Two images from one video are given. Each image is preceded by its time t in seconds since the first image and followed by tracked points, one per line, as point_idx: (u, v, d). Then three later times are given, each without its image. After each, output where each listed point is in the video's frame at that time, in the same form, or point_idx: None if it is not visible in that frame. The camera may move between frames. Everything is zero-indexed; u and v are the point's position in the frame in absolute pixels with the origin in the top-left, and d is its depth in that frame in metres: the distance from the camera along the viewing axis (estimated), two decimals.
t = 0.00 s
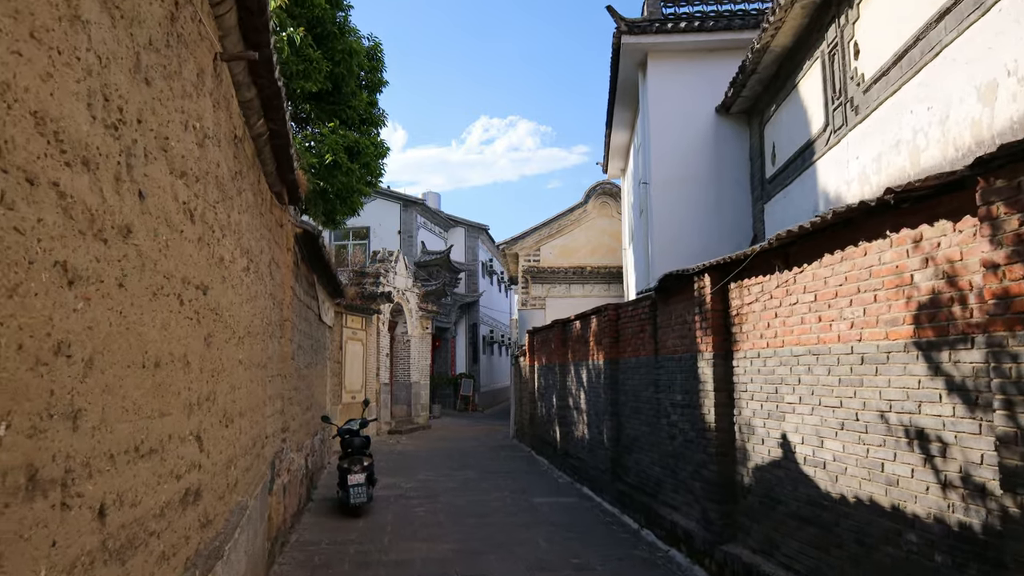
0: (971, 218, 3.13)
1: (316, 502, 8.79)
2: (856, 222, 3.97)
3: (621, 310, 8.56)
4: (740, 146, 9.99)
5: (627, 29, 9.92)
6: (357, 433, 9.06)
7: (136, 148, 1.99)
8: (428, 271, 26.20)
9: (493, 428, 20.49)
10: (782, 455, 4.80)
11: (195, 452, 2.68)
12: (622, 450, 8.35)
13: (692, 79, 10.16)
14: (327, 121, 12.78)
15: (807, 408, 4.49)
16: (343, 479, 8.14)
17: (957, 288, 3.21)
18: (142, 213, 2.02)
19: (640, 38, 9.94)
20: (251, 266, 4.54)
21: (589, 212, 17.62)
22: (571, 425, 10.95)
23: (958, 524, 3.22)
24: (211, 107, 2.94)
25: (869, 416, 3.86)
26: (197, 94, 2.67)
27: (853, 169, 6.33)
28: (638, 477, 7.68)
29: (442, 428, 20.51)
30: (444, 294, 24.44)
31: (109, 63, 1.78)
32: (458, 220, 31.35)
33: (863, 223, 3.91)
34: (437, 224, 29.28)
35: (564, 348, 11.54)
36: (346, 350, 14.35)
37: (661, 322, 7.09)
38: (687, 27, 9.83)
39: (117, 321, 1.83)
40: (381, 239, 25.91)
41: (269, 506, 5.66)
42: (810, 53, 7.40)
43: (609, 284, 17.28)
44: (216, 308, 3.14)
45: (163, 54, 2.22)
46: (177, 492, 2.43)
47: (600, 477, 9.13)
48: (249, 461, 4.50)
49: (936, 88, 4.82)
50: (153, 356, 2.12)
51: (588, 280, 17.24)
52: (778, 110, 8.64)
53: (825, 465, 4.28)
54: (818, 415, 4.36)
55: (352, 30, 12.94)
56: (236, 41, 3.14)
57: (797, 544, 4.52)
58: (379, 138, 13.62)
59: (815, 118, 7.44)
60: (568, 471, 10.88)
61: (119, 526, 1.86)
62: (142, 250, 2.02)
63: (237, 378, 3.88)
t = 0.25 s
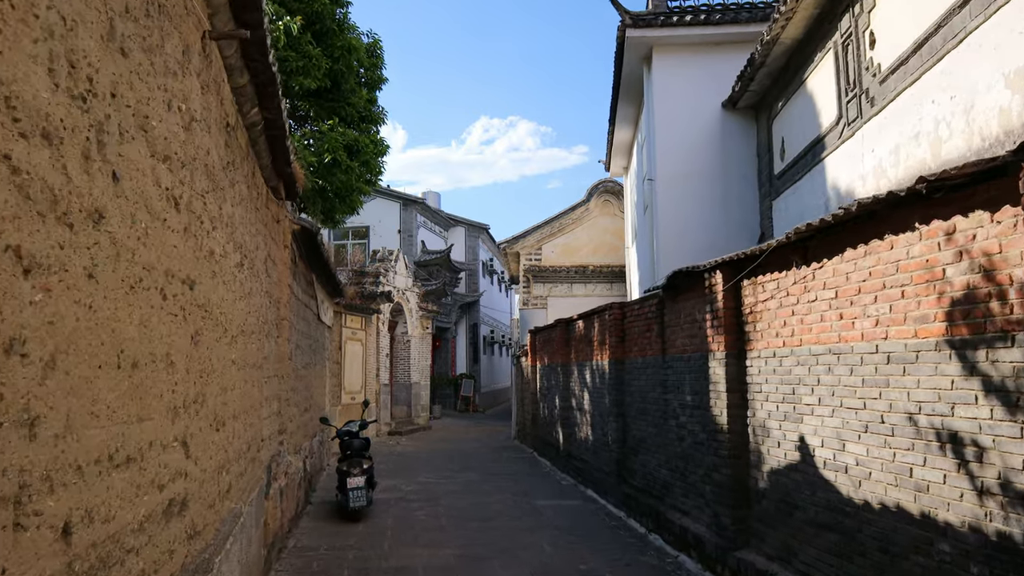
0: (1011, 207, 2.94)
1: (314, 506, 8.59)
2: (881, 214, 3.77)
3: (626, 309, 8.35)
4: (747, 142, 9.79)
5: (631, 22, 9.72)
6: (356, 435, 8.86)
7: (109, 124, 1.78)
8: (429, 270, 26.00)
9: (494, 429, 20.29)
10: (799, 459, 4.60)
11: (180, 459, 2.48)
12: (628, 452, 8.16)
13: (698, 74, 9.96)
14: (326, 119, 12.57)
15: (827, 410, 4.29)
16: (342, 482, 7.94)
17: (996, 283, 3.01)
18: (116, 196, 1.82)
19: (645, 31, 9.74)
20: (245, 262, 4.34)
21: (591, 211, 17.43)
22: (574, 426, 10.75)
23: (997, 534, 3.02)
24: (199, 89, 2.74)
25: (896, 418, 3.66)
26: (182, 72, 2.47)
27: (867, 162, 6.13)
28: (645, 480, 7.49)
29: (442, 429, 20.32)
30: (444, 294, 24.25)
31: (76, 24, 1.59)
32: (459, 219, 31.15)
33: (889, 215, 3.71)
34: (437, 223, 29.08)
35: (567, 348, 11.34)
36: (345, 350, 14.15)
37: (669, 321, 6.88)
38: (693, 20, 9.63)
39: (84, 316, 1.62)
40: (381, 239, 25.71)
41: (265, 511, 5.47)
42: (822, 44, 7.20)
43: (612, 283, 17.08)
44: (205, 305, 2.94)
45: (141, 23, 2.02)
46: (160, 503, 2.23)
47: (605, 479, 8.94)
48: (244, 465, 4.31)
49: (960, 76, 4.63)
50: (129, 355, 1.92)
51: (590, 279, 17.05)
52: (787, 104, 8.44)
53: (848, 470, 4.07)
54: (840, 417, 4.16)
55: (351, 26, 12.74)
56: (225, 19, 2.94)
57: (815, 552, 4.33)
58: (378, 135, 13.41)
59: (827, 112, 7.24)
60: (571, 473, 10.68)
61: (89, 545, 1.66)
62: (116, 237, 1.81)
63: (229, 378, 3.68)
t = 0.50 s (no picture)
0: None
1: (311, 508, 8.38)
2: (908, 201, 3.56)
3: (632, 306, 8.14)
4: (754, 136, 9.58)
5: (636, 13, 9.50)
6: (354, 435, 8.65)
7: (66, 80, 1.57)
8: (429, 269, 25.79)
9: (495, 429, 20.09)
10: (818, 461, 4.38)
11: (157, 461, 2.26)
12: (633, 453, 7.94)
13: (705, 66, 9.75)
14: (325, 115, 12.33)
15: (848, 408, 4.07)
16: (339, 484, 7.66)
17: None
18: (76, 164, 1.60)
19: (650, 22, 9.52)
20: (236, 252, 4.13)
21: (593, 208, 17.22)
22: (577, 426, 10.54)
23: None
24: (179, 59, 2.53)
25: (926, 417, 3.44)
26: (159, 37, 2.25)
27: (884, 152, 5.92)
28: (651, 481, 7.27)
29: (442, 429, 20.11)
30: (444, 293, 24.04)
31: None
32: (459, 218, 30.94)
33: (917, 202, 3.50)
34: (438, 222, 28.87)
35: (570, 347, 11.12)
36: (344, 349, 13.93)
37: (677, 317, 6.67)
38: (699, 11, 9.40)
39: (33, 298, 1.41)
40: (381, 237, 25.51)
41: (258, 513, 5.26)
42: (834, 32, 6.98)
43: (614, 282, 16.86)
44: (187, 295, 2.72)
45: None
46: (132, 511, 2.02)
47: (609, 480, 8.72)
48: (234, 466, 4.09)
49: (986, 59, 4.41)
50: (92, 346, 1.71)
51: (592, 277, 16.83)
52: (796, 96, 8.23)
53: (871, 472, 3.86)
54: (862, 416, 3.94)
55: (350, 20, 12.53)
56: None
57: (835, 558, 4.11)
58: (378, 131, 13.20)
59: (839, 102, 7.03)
60: (574, 474, 10.46)
61: (39, 562, 1.45)
62: (75, 211, 1.60)
63: (217, 375, 3.47)
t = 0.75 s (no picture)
0: None
1: (308, 513, 8.17)
2: (940, 195, 3.34)
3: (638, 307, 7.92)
4: (762, 133, 9.37)
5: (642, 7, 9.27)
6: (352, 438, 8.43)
7: (9, 46, 1.35)
8: (429, 269, 25.58)
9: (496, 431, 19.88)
10: (838, 470, 4.16)
11: (128, 479, 2.05)
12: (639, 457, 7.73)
13: (712, 61, 9.53)
14: (324, 112, 12.06)
15: (872, 415, 3.85)
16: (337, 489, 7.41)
17: None
18: (21, 144, 1.39)
19: (656, 16, 9.30)
20: (226, 249, 3.91)
21: (595, 207, 17.00)
22: (581, 429, 10.32)
23: None
24: (156, 37, 2.32)
25: (959, 426, 3.22)
26: (129, 7, 2.03)
27: (902, 147, 5.70)
28: (658, 487, 7.06)
29: (443, 430, 19.90)
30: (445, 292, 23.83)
31: None
32: (460, 217, 30.74)
33: (949, 196, 3.28)
34: (438, 221, 28.65)
35: (573, 348, 10.91)
36: (343, 350, 13.72)
37: (685, 317, 6.46)
38: (706, 4, 9.16)
39: None
40: (381, 236, 25.30)
41: (251, 522, 5.05)
42: (848, 24, 6.76)
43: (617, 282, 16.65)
44: (167, 294, 2.51)
45: None
46: (97, 536, 1.80)
47: (614, 485, 8.51)
48: (224, 475, 3.89)
49: (1015, 47, 4.19)
50: (44, 354, 1.49)
51: (595, 277, 16.62)
52: (807, 91, 8.01)
53: (898, 483, 3.64)
54: (888, 424, 3.72)
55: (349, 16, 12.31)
56: None
57: (857, 574, 3.89)
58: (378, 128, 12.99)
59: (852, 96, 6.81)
60: (577, 478, 10.25)
61: None
62: (20, 198, 1.39)
63: (203, 379, 3.25)
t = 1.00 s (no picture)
0: None
1: (309, 516, 7.97)
2: (979, 182, 3.14)
3: (647, 304, 7.72)
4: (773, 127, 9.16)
5: None
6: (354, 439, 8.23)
7: None
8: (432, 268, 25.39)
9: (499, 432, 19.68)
10: (864, 474, 3.96)
11: (103, 488, 1.84)
12: (648, 459, 7.52)
13: (721, 54, 9.32)
14: (325, 108, 11.80)
15: (903, 417, 3.64)
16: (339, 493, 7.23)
17: None
18: None
19: (664, 7, 9.10)
20: (220, 242, 3.72)
21: (600, 205, 16.80)
22: (587, 431, 10.12)
23: None
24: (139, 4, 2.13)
25: (1000, 428, 3.02)
26: None
27: (923, 138, 5.50)
28: (668, 490, 6.85)
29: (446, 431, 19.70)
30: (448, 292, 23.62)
31: None
32: (462, 217, 30.54)
33: (989, 183, 3.08)
34: (441, 220, 28.46)
35: (579, 347, 10.71)
36: (345, 350, 13.52)
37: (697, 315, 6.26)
38: None
39: None
40: (383, 236, 25.11)
41: (248, 527, 4.85)
42: (865, 13, 6.55)
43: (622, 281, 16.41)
44: (152, 285, 2.31)
45: None
46: (66, 552, 1.61)
47: (622, 487, 8.30)
48: (218, 479, 3.69)
49: None
50: None
51: (600, 276, 16.41)
52: (820, 83, 7.80)
53: (932, 488, 3.43)
54: (919, 426, 3.52)
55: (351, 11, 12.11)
56: None
57: None
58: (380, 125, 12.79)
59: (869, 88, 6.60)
60: (583, 480, 10.04)
61: None
62: None
63: (195, 378, 3.06)
